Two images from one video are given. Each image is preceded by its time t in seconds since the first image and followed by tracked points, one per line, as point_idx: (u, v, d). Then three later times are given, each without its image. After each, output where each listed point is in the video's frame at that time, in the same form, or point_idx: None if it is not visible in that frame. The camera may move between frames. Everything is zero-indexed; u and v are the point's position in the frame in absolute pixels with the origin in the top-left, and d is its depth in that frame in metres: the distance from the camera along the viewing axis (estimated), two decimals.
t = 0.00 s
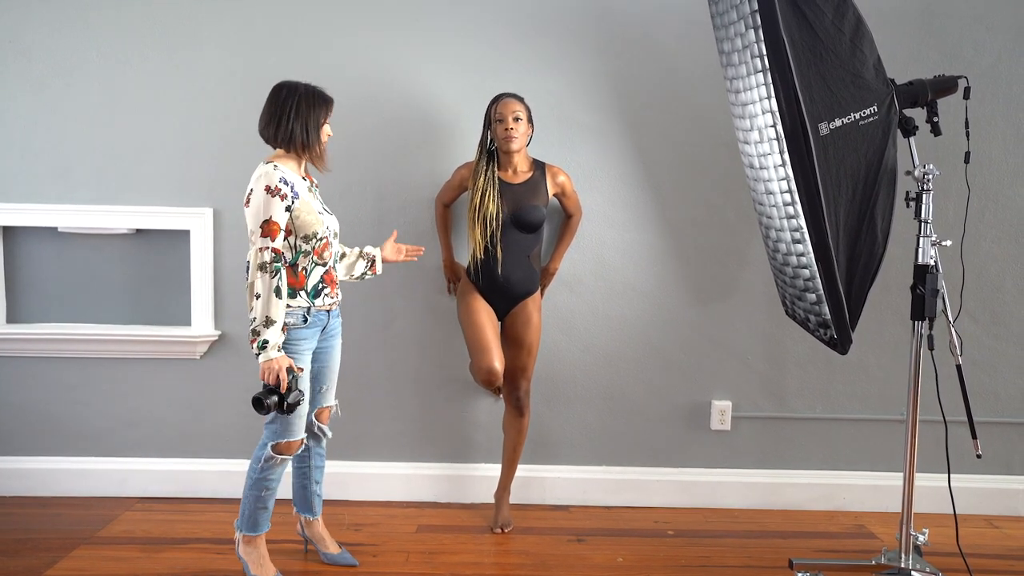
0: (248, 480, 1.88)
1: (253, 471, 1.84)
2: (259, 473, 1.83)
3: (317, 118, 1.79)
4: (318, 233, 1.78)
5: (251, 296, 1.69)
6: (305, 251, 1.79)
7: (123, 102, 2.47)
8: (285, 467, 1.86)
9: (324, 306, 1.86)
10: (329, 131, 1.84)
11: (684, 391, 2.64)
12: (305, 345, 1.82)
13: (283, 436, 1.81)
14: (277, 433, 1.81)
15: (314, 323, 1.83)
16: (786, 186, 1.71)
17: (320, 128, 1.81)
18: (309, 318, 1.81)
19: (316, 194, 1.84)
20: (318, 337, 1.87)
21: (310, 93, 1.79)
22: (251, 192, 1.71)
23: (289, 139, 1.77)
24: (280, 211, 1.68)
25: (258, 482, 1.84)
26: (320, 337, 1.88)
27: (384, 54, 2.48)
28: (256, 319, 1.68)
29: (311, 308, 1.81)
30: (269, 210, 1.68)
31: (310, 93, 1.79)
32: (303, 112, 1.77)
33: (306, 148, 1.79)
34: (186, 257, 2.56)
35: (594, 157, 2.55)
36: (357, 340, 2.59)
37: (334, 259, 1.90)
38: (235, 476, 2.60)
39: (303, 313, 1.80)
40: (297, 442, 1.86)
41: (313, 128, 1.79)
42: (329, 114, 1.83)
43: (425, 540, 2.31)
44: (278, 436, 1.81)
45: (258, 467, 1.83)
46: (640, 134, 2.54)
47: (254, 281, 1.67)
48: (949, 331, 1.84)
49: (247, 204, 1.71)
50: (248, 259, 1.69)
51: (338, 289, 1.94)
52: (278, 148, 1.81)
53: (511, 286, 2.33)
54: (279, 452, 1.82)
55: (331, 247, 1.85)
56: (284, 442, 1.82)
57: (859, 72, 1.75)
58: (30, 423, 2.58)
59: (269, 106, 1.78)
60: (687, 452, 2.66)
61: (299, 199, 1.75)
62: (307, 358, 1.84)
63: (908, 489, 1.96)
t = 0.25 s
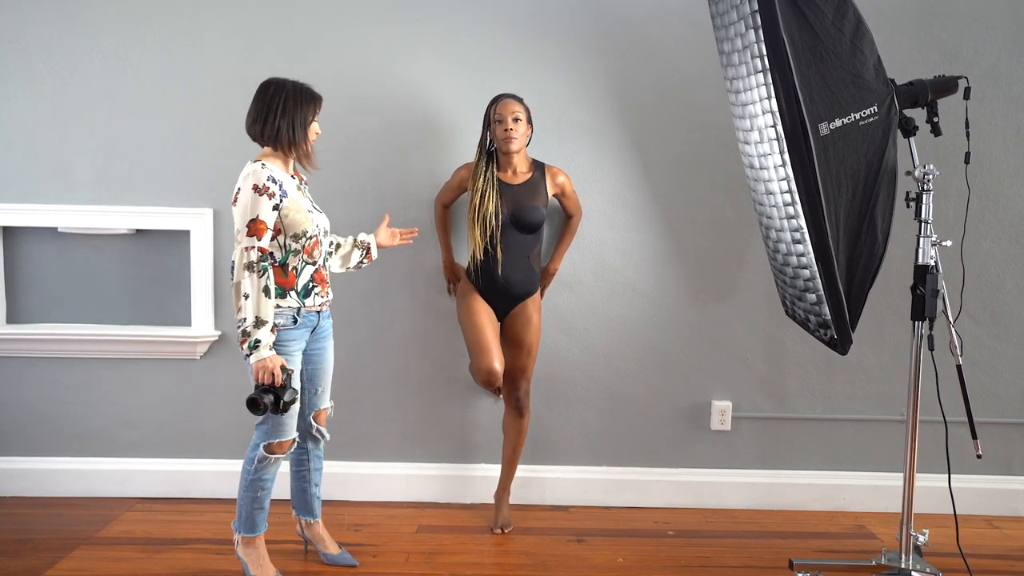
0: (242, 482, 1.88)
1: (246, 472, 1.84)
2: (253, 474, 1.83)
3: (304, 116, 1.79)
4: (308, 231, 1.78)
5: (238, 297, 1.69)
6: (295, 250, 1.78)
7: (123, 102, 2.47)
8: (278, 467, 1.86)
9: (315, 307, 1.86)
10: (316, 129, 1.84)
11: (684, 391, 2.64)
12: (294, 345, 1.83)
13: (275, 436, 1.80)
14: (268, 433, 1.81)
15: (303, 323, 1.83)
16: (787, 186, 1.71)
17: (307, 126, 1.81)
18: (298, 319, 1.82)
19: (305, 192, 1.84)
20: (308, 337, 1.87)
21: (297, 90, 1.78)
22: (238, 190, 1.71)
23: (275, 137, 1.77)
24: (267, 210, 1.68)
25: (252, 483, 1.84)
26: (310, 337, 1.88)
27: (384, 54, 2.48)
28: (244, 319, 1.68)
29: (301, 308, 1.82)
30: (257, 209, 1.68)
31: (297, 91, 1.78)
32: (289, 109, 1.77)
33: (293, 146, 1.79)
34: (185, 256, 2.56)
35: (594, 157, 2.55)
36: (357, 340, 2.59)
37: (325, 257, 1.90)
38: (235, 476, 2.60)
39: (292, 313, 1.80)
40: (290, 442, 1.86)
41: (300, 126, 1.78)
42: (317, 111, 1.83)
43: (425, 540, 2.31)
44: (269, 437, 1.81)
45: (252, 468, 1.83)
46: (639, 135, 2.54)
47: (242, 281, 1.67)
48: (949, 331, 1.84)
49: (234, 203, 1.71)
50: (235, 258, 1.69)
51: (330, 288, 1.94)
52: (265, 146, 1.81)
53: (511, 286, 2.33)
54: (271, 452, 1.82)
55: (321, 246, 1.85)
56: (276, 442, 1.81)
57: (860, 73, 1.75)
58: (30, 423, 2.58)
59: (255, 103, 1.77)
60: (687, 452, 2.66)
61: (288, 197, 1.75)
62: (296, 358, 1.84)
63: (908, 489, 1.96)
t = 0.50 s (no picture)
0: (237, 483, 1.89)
1: (240, 472, 1.84)
2: (247, 475, 1.84)
3: (295, 115, 1.79)
4: (299, 230, 1.78)
5: (225, 295, 1.69)
6: (286, 249, 1.78)
7: (122, 102, 2.47)
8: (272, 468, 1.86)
9: (305, 307, 1.85)
10: (309, 127, 1.83)
11: (683, 391, 2.64)
12: (283, 345, 1.83)
13: (265, 436, 1.81)
14: (259, 434, 1.82)
15: (292, 324, 1.83)
16: (787, 186, 1.71)
17: (299, 124, 1.80)
18: (286, 319, 1.82)
19: (300, 191, 1.83)
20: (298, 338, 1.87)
21: (289, 88, 1.78)
22: (229, 189, 1.71)
23: (266, 135, 1.76)
24: (257, 209, 1.68)
25: (246, 484, 1.85)
26: (302, 338, 1.88)
27: (383, 55, 2.48)
28: (231, 319, 1.68)
29: (289, 308, 1.81)
30: (247, 208, 1.68)
31: (289, 89, 1.78)
32: (280, 107, 1.76)
33: (284, 144, 1.79)
34: (185, 256, 2.56)
35: (594, 157, 2.54)
36: (357, 340, 2.59)
37: (319, 257, 1.90)
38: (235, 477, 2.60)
39: (280, 314, 1.81)
40: (283, 442, 1.86)
41: (291, 125, 1.78)
42: (309, 109, 1.82)
43: (424, 540, 2.31)
44: (261, 437, 1.82)
45: (246, 469, 1.83)
46: (639, 135, 2.54)
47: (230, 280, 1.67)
48: (949, 332, 1.84)
49: (225, 202, 1.72)
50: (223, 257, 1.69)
51: (325, 289, 1.93)
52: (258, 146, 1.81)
53: (511, 287, 2.33)
54: (263, 452, 1.83)
55: (314, 245, 1.85)
56: (267, 442, 1.82)
57: (859, 73, 1.75)
58: (30, 423, 2.58)
59: (247, 101, 1.77)
60: (687, 452, 2.66)
61: (279, 197, 1.74)
62: (285, 359, 1.84)
63: (908, 488, 1.96)
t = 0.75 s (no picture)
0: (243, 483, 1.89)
1: (245, 471, 1.84)
2: (252, 474, 1.84)
3: (300, 115, 1.79)
4: (304, 231, 1.78)
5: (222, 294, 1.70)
6: (291, 250, 1.78)
7: (123, 102, 2.47)
8: (276, 468, 1.86)
9: (312, 307, 1.84)
10: (317, 126, 1.83)
11: (684, 392, 2.64)
12: (290, 345, 1.82)
13: (271, 436, 1.81)
14: (264, 433, 1.82)
15: (298, 324, 1.82)
16: (787, 187, 1.71)
17: (306, 124, 1.80)
18: (292, 318, 1.81)
19: (312, 191, 1.83)
20: (306, 338, 1.86)
21: (294, 89, 1.79)
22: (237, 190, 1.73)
23: (272, 137, 1.78)
24: (261, 211, 1.68)
25: (250, 483, 1.85)
26: (310, 338, 1.87)
27: (384, 55, 2.48)
28: (224, 317, 1.69)
29: (295, 308, 1.80)
30: (250, 209, 1.69)
31: (294, 89, 1.78)
32: (284, 109, 1.77)
33: (290, 145, 1.80)
34: (185, 257, 2.56)
35: (594, 157, 2.54)
36: (357, 340, 2.59)
37: (329, 258, 1.88)
38: (235, 477, 2.60)
39: (286, 313, 1.80)
40: (289, 442, 1.86)
41: (295, 126, 1.79)
42: (315, 109, 1.82)
43: (424, 540, 2.31)
44: (266, 436, 1.81)
45: (250, 468, 1.83)
46: (639, 135, 2.54)
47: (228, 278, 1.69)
48: (949, 332, 1.84)
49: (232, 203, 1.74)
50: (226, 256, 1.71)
51: (336, 290, 1.91)
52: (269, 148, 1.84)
53: (511, 287, 2.33)
54: (267, 451, 1.83)
55: (322, 246, 1.83)
56: (272, 441, 1.82)
57: (859, 73, 1.75)
58: (30, 423, 2.58)
59: (258, 104, 1.80)
60: (687, 452, 2.66)
61: (286, 197, 1.74)
62: (293, 358, 1.83)
63: (908, 488, 1.96)
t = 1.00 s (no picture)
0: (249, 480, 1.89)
1: (252, 469, 1.84)
2: (259, 472, 1.84)
3: (314, 117, 1.78)
4: (319, 232, 1.78)
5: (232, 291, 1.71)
6: (306, 250, 1.78)
7: (123, 102, 2.47)
8: (284, 467, 1.86)
9: (326, 307, 1.85)
10: (331, 128, 1.83)
11: (684, 392, 2.64)
12: (304, 345, 1.82)
13: (282, 434, 1.81)
14: (274, 431, 1.82)
15: (313, 324, 1.83)
16: (787, 187, 1.71)
17: (320, 126, 1.80)
18: (307, 318, 1.82)
19: (327, 193, 1.84)
20: (320, 338, 1.86)
21: (309, 91, 1.79)
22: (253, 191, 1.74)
23: (286, 139, 1.78)
24: (276, 211, 1.69)
25: (257, 481, 1.85)
26: (323, 338, 1.88)
27: (384, 55, 2.48)
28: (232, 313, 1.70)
29: (310, 308, 1.81)
30: (266, 209, 1.69)
31: (309, 92, 1.78)
32: (299, 110, 1.77)
33: (303, 146, 1.79)
34: (185, 257, 2.56)
35: (594, 158, 2.54)
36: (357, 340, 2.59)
37: (343, 258, 1.89)
38: (235, 477, 2.60)
39: (302, 313, 1.80)
40: (298, 441, 1.86)
41: (310, 128, 1.78)
42: (329, 111, 1.81)
43: (424, 541, 2.31)
44: (276, 435, 1.82)
45: (257, 465, 1.83)
46: (640, 136, 2.54)
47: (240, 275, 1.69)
48: (949, 332, 1.84)
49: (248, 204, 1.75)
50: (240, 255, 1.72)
51: (349, 290, 1.92)
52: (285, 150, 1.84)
53: (512, 287, 2.33)
54: (277, 449, 1.83)
55: (336, 247, 1.84)
56: (282, 440, 1.82)
57: (859, 74, 1.75)
58: (31, 424, 2.58)
59: (273, 107, 1.80)
60: (687, 452, 2.66)
61: (300, 198, 1.75)
62: (307, 358, 1.84)
63: (908, 489, 1.96)
